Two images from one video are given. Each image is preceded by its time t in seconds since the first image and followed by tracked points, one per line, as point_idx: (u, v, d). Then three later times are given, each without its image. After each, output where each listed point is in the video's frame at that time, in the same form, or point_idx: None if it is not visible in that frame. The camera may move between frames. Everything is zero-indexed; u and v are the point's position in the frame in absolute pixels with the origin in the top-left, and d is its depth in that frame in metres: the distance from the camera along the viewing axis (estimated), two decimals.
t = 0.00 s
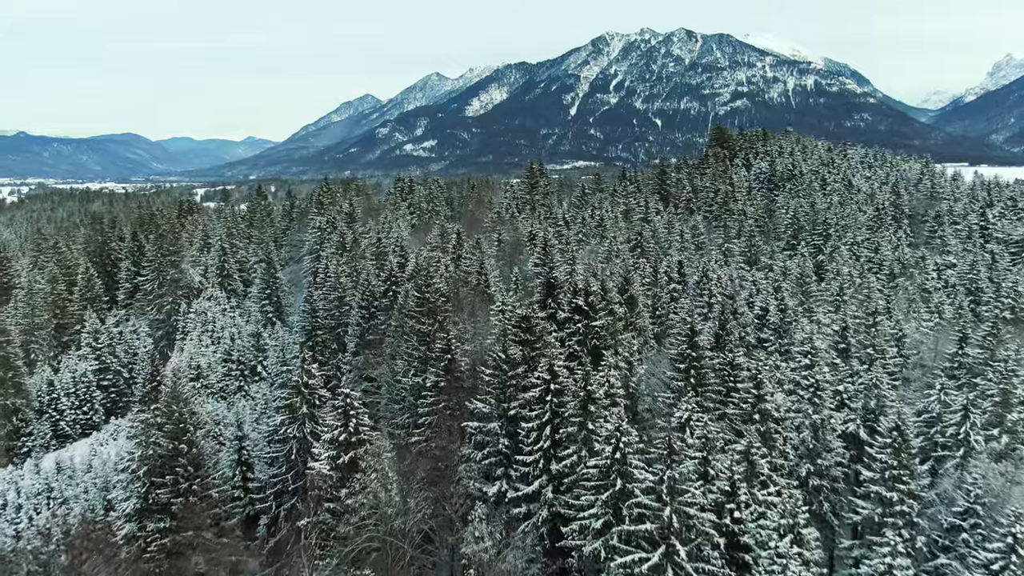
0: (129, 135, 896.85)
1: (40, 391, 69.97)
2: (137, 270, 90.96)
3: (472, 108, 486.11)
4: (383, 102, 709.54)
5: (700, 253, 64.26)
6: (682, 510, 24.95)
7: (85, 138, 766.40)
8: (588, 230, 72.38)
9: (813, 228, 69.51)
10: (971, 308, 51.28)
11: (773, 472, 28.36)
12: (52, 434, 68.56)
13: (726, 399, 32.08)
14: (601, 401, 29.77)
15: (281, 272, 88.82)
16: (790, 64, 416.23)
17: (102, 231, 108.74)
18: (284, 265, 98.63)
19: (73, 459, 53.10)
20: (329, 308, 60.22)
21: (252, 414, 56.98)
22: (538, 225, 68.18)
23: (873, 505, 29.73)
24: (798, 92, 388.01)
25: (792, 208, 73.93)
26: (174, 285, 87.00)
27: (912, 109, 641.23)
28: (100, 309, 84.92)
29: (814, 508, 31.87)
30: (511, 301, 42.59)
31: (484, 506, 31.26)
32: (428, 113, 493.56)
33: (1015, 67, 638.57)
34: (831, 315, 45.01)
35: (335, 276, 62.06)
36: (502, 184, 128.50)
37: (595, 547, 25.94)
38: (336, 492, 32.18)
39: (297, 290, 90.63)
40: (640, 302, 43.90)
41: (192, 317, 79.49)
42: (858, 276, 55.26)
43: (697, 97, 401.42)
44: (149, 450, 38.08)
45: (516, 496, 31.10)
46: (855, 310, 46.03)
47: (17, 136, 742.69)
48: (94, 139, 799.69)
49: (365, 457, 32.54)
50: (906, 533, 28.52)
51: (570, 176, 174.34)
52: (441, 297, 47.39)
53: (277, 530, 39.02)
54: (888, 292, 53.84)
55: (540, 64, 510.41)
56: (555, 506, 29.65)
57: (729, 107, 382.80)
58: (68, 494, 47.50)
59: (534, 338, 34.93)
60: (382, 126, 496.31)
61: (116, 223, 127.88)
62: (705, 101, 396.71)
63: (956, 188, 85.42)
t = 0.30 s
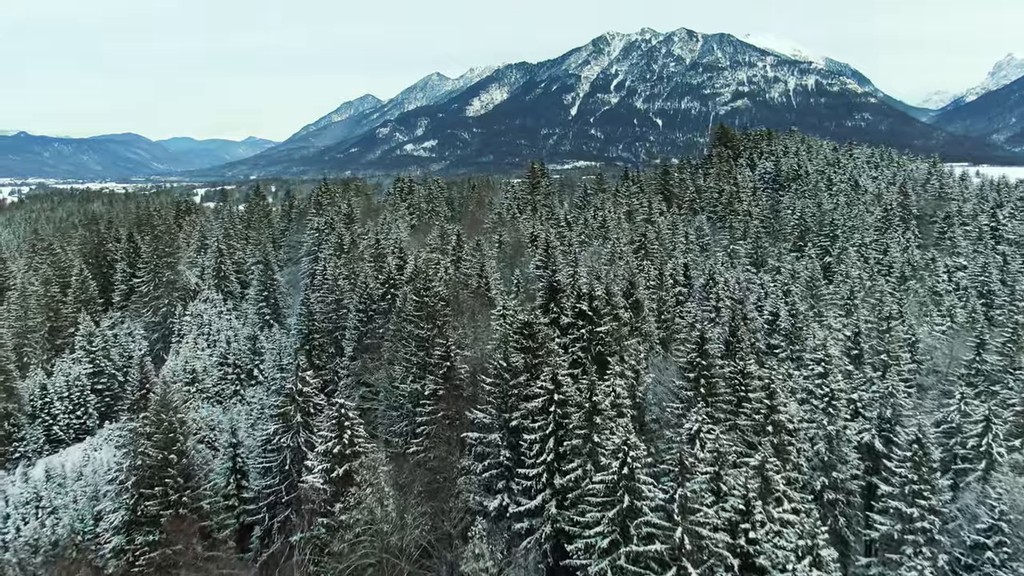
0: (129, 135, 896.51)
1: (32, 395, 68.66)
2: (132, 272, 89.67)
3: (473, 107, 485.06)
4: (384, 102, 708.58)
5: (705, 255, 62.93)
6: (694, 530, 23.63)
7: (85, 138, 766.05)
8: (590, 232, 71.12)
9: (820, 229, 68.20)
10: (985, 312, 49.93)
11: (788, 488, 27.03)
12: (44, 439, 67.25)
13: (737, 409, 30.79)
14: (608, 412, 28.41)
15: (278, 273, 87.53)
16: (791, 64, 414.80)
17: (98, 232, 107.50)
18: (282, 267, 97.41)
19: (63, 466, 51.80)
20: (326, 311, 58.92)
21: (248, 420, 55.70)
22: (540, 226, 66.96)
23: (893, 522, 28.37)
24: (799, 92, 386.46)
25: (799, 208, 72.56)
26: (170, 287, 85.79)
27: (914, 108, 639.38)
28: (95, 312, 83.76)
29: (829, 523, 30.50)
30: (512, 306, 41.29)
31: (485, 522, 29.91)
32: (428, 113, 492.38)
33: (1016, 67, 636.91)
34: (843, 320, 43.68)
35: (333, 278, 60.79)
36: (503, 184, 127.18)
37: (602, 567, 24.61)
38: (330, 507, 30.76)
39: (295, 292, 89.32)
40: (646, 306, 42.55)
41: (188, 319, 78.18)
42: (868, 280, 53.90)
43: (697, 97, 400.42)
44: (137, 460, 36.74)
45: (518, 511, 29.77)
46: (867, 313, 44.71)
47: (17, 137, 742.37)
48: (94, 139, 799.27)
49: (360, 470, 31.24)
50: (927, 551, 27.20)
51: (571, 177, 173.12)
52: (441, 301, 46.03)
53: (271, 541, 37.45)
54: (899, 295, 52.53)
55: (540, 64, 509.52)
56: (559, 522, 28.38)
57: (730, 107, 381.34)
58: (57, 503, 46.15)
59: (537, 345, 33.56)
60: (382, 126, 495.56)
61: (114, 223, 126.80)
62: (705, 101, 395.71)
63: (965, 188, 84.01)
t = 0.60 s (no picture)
0: (130, 135, 896.73)
1: (25, 400, 67.42)
2: (128, 274, 88.48)
3: (473, 108, 484.10)
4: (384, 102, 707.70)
5: (710, 258, 61.66)
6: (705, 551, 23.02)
7: (85, 139, 766.01)
8: (593, 233, 69.77)
9: (827, 231, 66.84)
10: (1000, 317, 48.59)
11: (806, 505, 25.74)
12: (37, 444, 66.06)
13: (750, 420, 29.39)
14: (615, 425, 27.07)
15: (276, 275, 86.29)
16: (792, 64, 413.26)
17: (94, 233, 106.33)
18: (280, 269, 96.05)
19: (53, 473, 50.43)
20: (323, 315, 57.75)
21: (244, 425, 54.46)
22: (541, 228, 65.63)
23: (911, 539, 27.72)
24: (800, 92, 384.97)
25: (806, 209, 71.27)
26: (166, 289, 84.46)
27: (914, 108, 638.25)
28: (90, 314, 82.43)
29: (846, 539, 29.22)
30: (514, 311, 39.92)
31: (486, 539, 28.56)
32: (429, 113, 491.33)
33: (1016, 67, 635.52)
34: (855, 325, 42.41)
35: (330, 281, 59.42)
36: (504, 185, 125.87)
37: None
38: (324, 523, 29.40)
39: (293, 294, 88.09)
40: (652, 311, 41.23)
41: (183, 322, 76.93)
42: (879, 283, 52.60)
43: (698, 97, 399.39)
44: (125, 471, 35.34)
45: (521, 527, 28.45)
46: (881, 318, 43.32)
47: (17, 137, 742.16)
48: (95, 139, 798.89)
49: (355, 485, 29.87)
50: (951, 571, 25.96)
51: (573, 177, 171.86)
52: (440, 305, 44.69)
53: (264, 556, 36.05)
54: (910, 299, 51.17)
55: (541, 64, 508.45)
56: (564, 540, 27.01)
57: (731, 107, 379.82)
58: (45, 512, 44.86)
59: (540, 353, 32.21)
60: (382, 126, 494.62)
61: (110, 224, 125.52)
62: (706, 101, 394.34)
63: (974, 188, 82.62)
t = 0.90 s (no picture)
0: (130, 135, 896.14)
1: (17, 404, 66.19)
2: (123, 276, 87.21)
3: (474, 108, 482.87)
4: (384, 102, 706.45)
5: (716, 260, 60.35)
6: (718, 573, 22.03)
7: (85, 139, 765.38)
8: (596, 235, 68.46)
9: (835, 232, 65.44)
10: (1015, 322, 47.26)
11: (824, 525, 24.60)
12: (29, 449, 64.84)
13: (764, 432, 28.06)
14: (622, 440, 25.78)
15: (274, 277, 84.97)
16: (794, 63, 411.53)
17: (90, 233, 105.07)
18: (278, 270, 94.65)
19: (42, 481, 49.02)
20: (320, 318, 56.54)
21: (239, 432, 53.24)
22: (543, 229, 64.29)
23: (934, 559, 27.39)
24: (801, 92, 383.54)
25: (813, 210, 69.90)
26: (162, 291, 83.17)
27: (915, 108, 636.59)
28: (84, 316, 81.11)
29: (863, 558, 27.93)
30: (516, 316, 38.56)
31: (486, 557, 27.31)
32: (429, 113, 489.93)
33: (1017, 67, 633.97)
34: (868, 330, 41.11)
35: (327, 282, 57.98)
36: (505, 185, 124.47)
37: None
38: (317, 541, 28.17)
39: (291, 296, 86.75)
40: (659, 317, 39.91)
41: (179, 325, 75.66)
42: (890, 286, 51.26)
43: (699, 97, 398.18)
44: (112, 484, 34.03)
45: (522, 546, 27.11)
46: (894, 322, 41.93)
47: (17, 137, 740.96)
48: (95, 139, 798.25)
49: (351, 502, 28.62)
50: None
51: (574, 177, 170.44)
52: (440, 310, 43.35)
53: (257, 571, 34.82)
54: (922, 302, 49.80)
55: (541, 63, 507.02)
56: (568, 560, 25.69)
57: (732, 106, 378.23)
58: (34, 523, 43.62)
59: (543, 362, 30.86)
60: (382, 126, 493.43)
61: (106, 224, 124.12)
62: (708, 101, 392.73)
63: (983, 188, 81.17)
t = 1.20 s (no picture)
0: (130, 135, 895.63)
1: (9, 409, 64.93)
2: (118, 278, 85.96)
3: (474, 108, 481.48)
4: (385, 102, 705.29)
5: (721, 262, 59.08)
6: None
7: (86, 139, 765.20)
8: (598, 237, 67.21)
9: (842, 233, 64.10)
10: None
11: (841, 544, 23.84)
12: (21, 454, 63.64)
13: (779, 446, 26.72)
14: (630, 456, 24.56)
15: (271, 278, 83.72)
16: (795, 62, 409.79)
17: (85, 234, 103.81)
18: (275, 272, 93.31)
19: (31, 490, 47.70)
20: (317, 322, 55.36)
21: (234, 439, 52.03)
22: (545, 231, 62.97)
23: None
24: (802, 92, 382.07)
25: (820, 211, 68.58)
26: (157, 293, 81.99)
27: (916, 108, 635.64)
28: (78, 319, 79.79)
29: None
30: (517, 322, 37.22)
31: None
32: (430, 113, 488.43)
33: (1018, 66, 632.63)
34: (881, 336, 39.83)
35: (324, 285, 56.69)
36: (505, 185, 123.09)
37: None
38: (309, 561, 26.91)
39: (288, 298, 85.45)
40: (665, 322, 38.67)
41: (174, 328, 74.40)
42: (901, 290, 49.99)
43: (699, 97, 396.77)
44: (97, 497, 32.73)
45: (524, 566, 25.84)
46: (908, 327, 40.58)
47: (18, 137, 740.83)
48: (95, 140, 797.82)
49: (344, 519, 27.24)
50: None
51: (575, 177, 169.12)
52: (439, 315, 42.03)
53: None
54: (935, 306, 48.48)
55: (541, 63, 505.50)
56: None
57: (733, 106, 376.81)
58: (21, 535, 42.39)
59: (546, 371, 29.53)
60: (382, 126, 492.19)
61: (102, 225, 122.76)
62: (709, 100, 391.18)
63: (993, 188, 79.77)
